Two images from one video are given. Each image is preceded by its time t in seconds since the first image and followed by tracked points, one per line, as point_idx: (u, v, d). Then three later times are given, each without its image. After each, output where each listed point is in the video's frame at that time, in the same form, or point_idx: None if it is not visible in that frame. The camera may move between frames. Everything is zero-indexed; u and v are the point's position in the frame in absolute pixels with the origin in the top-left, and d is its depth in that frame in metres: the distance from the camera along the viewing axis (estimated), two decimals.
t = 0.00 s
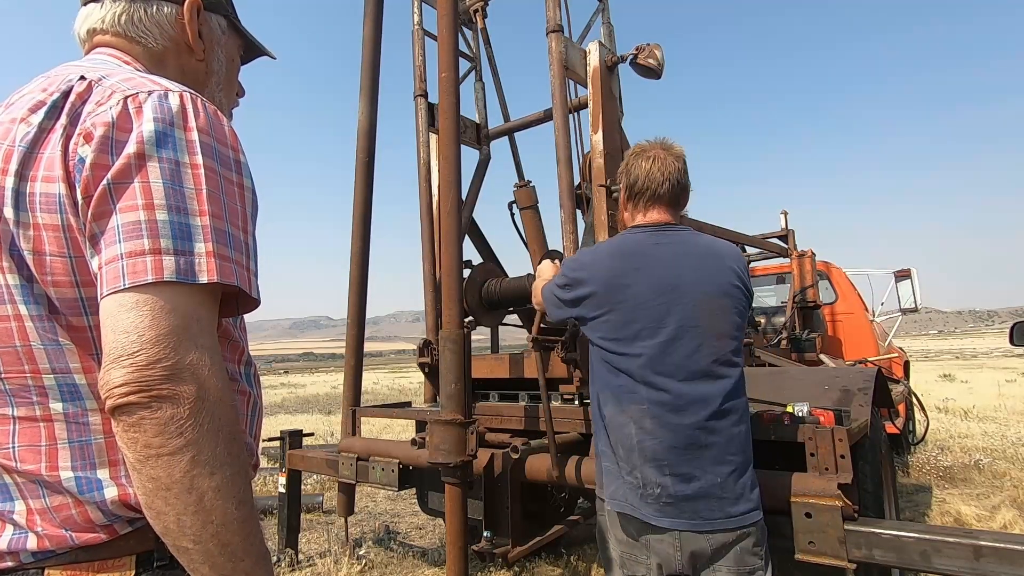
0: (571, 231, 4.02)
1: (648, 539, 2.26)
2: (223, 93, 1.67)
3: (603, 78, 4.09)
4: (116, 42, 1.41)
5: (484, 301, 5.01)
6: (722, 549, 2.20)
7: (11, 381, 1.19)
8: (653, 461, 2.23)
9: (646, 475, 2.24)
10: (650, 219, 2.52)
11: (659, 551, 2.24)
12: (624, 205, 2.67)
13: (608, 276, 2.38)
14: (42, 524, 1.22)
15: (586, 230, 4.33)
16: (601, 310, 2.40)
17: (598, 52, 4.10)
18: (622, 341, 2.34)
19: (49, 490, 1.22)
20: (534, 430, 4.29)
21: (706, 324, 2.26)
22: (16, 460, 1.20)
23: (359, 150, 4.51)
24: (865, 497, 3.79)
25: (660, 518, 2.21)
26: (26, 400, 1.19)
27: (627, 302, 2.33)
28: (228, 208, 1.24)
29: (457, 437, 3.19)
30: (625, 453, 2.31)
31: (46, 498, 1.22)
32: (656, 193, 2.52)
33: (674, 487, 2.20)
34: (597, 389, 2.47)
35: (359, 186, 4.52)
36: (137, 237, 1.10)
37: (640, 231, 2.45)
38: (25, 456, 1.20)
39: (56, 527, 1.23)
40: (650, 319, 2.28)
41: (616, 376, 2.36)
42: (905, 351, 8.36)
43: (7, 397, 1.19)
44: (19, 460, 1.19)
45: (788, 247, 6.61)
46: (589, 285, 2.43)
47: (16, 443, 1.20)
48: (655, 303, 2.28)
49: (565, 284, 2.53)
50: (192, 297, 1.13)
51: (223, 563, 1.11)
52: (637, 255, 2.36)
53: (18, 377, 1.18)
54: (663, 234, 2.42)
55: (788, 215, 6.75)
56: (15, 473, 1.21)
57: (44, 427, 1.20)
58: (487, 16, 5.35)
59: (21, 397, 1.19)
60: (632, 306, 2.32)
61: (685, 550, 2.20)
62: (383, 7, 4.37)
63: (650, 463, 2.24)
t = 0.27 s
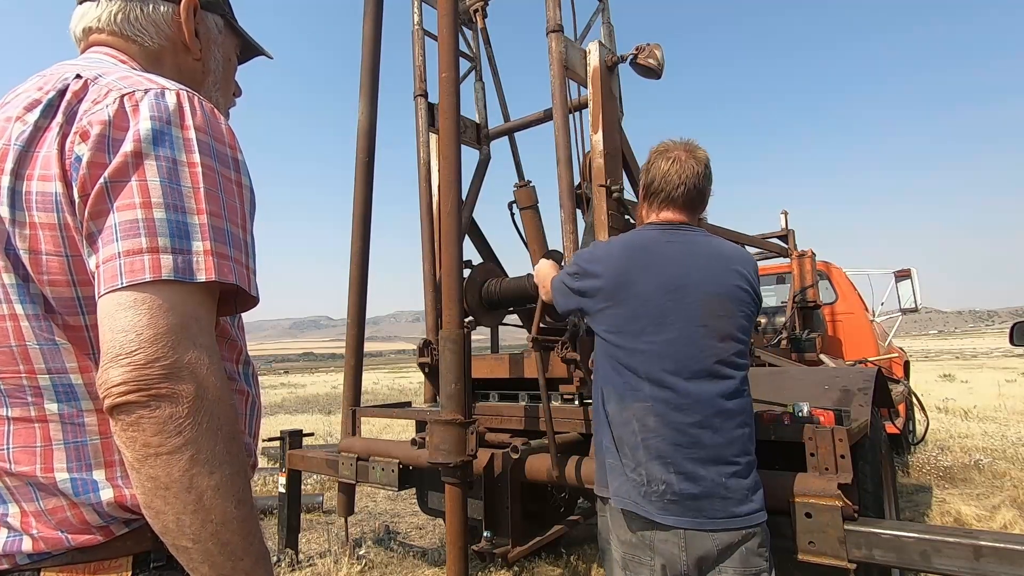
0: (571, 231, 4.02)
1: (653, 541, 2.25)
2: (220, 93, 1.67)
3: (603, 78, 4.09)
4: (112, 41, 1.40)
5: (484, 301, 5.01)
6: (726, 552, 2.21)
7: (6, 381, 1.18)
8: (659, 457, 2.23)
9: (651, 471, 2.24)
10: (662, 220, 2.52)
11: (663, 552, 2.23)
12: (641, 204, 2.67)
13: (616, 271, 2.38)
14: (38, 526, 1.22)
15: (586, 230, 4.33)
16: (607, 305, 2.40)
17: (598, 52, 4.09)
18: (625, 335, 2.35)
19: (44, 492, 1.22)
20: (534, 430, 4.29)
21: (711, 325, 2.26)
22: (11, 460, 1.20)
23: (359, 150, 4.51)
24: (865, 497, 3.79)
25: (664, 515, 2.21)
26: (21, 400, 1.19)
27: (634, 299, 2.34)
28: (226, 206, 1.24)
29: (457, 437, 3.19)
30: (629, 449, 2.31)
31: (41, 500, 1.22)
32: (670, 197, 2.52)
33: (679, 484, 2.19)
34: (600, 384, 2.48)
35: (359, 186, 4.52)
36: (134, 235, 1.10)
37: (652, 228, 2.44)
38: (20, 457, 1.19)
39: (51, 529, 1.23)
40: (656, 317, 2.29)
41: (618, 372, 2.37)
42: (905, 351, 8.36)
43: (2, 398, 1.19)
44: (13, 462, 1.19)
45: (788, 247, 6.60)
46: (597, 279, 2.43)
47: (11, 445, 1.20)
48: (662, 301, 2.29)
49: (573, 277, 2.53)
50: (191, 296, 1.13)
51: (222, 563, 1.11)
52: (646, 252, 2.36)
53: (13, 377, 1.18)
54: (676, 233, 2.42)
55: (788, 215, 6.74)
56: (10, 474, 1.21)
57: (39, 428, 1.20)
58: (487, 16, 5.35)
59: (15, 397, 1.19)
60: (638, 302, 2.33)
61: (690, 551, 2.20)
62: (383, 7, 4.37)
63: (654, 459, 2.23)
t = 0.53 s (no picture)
0: (571, 231, 4.02)
1: (653, 540, 2.25)
2: (218, 92, 1.67)
3: (603, 78, 4.09)
4: (111, 40, 1.41)
5: (484, 301, 5.01)
6: (726, 552, 2.20)
7: (3, 381, 1.19)
8: (658, 453, 2.23)
9: (650, 467, 2.24)
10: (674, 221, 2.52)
11: (664, 552, 2.23)
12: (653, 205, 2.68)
13: (624, 268, 2.39)
14: (35, 526, 1.22)
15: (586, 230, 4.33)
16: (613, 301, 2.41)
17: (598, 52, 4.10)
18: (627, 332, 2.36)
19: (41, 492, 1.22)
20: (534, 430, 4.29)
21: (715, 326, 2.26)
22: (8, 461, 1.20)
23: (359, 150, 4.51)
24: (865, 497, 3.79)
25: (663, 511, 2.21)
26: (18, 400, 1.19)
27: (640, 296, 2.34)
28: (223, 206, 1.24)
29: (457, 437, 3.20)
30: (628, 445, 2.32)
31: (38, 500, 1.22)
32: (683, 201, 2.52)
33: (678, 481, 2.19)
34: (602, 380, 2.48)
35: (359, 185, 4.51)
36: (131, 236, 1.10)
37: (663, 228, 2.44)
38: (16, 458, 1.19)
39: (49, 529, 1.23)
40: (660, 315, 2.29)
41: (620, 369, 2.38)
42: (905, 351, 8.36)
43: None
44: (10, 462, 1.19)
45: (788, 247, 6.60)
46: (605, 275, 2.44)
47: (8, 445, 1.20)
48: (667, 300, 2.29)
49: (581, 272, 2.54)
50: (188, 297, 1.13)
51: (219, 564, 1.11)
52: (655, 250, 2.36)
53: (10, 376, 1.18)
54: (685, 233, 2.41)
55: (788, 215, 6.74)
56: (7, 475, 1.21)
57: (36, 428, 1.20)
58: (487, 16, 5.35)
59: (12, 397, 1.19)
60: (644, 299, 2.33)
61: (690, 551, 2.19)
62: (383, 7, 4.37)
63: (653, 455, 2.24)
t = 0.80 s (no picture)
0: (571, 231, 4.03)
1: (651, 538, 2.25)
2: (217, 91, 1.67)
3: (603, 78, 4.09)
4: (109, 39, 1.41)
5: (484, 301, 5.01)
6: (725, 549, 2.20)
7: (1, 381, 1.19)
8: (657, 450, 2.24)
9: (648, 464, 2.25)
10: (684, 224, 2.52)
11: (662, 550, 2.23)
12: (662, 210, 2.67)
13: (629, 267, 2.39)
14: (33, 527, 1.23)
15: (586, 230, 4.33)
16: (616, 300, 2.41)
17: (598, 52, 4.10)
18: (627, 331, 2.36)
19: (39, 494, 1.22)
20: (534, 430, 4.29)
21: (718, 327, 2.27)
22: (5, 462, 1.20)
23: (359, 150, 4.51)
24: (865, 497, 3.79)
25: (660, 508, 2.22)
26: (16, 400, 1.19)
27: (644, 295, 2.34)
28: (221, 207, 1.24)
29: (457, 438, 3.20)
30: (628, 442, 2.33)
31: (36, 501, 1.23)
32: (694, 206, 2.51)
33: (676, 478, 2.20)
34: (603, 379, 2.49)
35: (359, 186, 4.52)
36: (128, 236, 1.10)
37: (669, 229, 2.44)
38: (15, 459, 1.20)
39: (47, 530, 1.23)
40: (663, 315, 2.30)
41: (622, 368, 2.38)
42: (905, 351, 8.36)
43: None
44: (8, 463, 1.20)
45: (788, 247, 6.61)
46: (610, 274, 2.44)
47: (5, 446, 1.20)
48: (671, 300, 2.30)
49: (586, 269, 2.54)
50: (185, 298, 1.13)
51: (215, 565, 1.11)
52: (661, 250, 2.36)
53: (8, 377, 1.18)
54: (691, 235, 2.41)
55: (788, 215, 6.74)
56: (4, 476, 1.21)
57: (34, 429, 1.20)
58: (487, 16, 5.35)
59: (10, 398, 1.19)
60: (647, 299, 2.33)
61: (688, 547, 2.19)
62: (383, 7, 4.37)
63: (652, 452, 2.25)
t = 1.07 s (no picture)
0: (571, 231, 4.02)
1: (657, 538, 2.25)
2: (215, 91, 1.67)
3: (603, 78, 4.09)
4: (107, 38, 1.40)
5: (484, 301, 5.01)
6: (732, 548, 2.20)
7: None
8: (663, 449, 2.24)
9: (654, 463, 2.25)
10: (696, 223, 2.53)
11: (669, 550, 2.23)
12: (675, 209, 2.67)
13: (640, 265, 2.39)
14: (32, 527, 1.23)
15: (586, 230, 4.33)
16: (625, 297, 2.41)
17: (598, 52, 4.09)
18: (635, 329, 2.37)
19: (38, 494, 1.22)
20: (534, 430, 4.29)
21: (726, 329, 2.27)
22: (4, 462, 1.20)
23: (359, 150, 4.51)
24: (865, 497, 3.79)
25: (667, 508, 2.22)
26: (14, 400, 1.19)
27: (653, 293, 2.34)
28: (220, 207, 1.24)
29: (457, 437, 3.20)
30: (633, 441, 2.33)
31: (35, 501, 1.23)
32: (707, 206, 2.52)
33: (682, 477, 2.20)
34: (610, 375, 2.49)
35: (359, 186, 4.52)
36: (127, 236, 1.10)
37: (683, 229, 2.44)
38: (14, 459, 1.20)
39: (46, 530, 1.23)
40: (672, 313, 2.30)
41: (628, 365, 2.38)
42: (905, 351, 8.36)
43: None
44: (6, 463, 1.20)
45: (788, 247, 6.60)
46: (620, 270, 2.44)
47: (4, 446, 1.20)
48: (680, 299, 2.30)
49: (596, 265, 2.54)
50: (184, 298, 1.13)
51: (215, 566, 1.11)
52: (673, 250, 2.36)
53: (6, 377, 1.18)
54: (705, 236, 2.41)
55: (788, 215, 6.74)
56: (3, 476, 1.21)
57: (32, 429, 1.20)
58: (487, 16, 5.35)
59: (9, 398, 1.19)
60: (656, 297, 2.33)
61: (695, 547, 2.20)
62: (383, 7, 4.37)
63: (658, 451, 2.25)
